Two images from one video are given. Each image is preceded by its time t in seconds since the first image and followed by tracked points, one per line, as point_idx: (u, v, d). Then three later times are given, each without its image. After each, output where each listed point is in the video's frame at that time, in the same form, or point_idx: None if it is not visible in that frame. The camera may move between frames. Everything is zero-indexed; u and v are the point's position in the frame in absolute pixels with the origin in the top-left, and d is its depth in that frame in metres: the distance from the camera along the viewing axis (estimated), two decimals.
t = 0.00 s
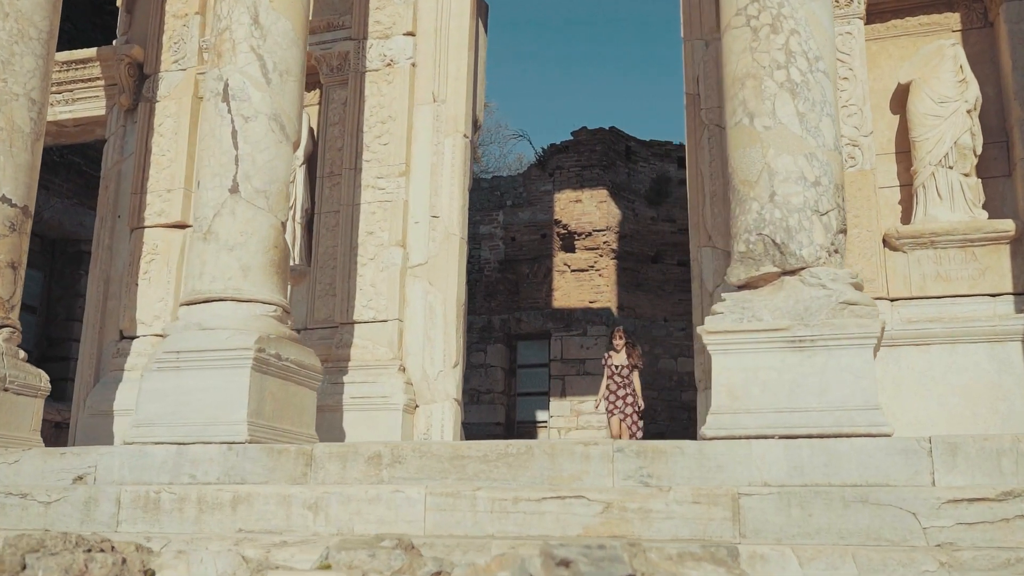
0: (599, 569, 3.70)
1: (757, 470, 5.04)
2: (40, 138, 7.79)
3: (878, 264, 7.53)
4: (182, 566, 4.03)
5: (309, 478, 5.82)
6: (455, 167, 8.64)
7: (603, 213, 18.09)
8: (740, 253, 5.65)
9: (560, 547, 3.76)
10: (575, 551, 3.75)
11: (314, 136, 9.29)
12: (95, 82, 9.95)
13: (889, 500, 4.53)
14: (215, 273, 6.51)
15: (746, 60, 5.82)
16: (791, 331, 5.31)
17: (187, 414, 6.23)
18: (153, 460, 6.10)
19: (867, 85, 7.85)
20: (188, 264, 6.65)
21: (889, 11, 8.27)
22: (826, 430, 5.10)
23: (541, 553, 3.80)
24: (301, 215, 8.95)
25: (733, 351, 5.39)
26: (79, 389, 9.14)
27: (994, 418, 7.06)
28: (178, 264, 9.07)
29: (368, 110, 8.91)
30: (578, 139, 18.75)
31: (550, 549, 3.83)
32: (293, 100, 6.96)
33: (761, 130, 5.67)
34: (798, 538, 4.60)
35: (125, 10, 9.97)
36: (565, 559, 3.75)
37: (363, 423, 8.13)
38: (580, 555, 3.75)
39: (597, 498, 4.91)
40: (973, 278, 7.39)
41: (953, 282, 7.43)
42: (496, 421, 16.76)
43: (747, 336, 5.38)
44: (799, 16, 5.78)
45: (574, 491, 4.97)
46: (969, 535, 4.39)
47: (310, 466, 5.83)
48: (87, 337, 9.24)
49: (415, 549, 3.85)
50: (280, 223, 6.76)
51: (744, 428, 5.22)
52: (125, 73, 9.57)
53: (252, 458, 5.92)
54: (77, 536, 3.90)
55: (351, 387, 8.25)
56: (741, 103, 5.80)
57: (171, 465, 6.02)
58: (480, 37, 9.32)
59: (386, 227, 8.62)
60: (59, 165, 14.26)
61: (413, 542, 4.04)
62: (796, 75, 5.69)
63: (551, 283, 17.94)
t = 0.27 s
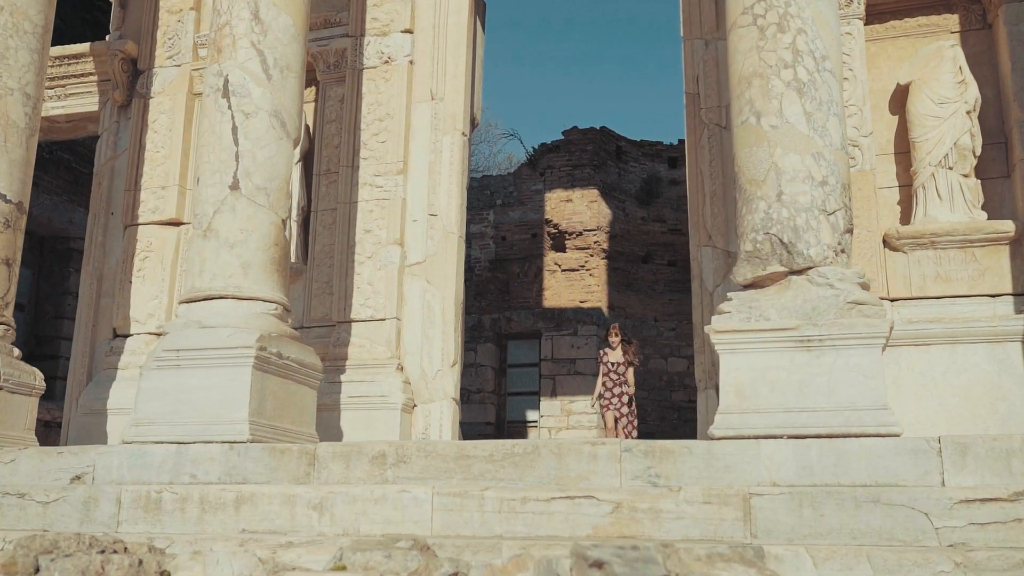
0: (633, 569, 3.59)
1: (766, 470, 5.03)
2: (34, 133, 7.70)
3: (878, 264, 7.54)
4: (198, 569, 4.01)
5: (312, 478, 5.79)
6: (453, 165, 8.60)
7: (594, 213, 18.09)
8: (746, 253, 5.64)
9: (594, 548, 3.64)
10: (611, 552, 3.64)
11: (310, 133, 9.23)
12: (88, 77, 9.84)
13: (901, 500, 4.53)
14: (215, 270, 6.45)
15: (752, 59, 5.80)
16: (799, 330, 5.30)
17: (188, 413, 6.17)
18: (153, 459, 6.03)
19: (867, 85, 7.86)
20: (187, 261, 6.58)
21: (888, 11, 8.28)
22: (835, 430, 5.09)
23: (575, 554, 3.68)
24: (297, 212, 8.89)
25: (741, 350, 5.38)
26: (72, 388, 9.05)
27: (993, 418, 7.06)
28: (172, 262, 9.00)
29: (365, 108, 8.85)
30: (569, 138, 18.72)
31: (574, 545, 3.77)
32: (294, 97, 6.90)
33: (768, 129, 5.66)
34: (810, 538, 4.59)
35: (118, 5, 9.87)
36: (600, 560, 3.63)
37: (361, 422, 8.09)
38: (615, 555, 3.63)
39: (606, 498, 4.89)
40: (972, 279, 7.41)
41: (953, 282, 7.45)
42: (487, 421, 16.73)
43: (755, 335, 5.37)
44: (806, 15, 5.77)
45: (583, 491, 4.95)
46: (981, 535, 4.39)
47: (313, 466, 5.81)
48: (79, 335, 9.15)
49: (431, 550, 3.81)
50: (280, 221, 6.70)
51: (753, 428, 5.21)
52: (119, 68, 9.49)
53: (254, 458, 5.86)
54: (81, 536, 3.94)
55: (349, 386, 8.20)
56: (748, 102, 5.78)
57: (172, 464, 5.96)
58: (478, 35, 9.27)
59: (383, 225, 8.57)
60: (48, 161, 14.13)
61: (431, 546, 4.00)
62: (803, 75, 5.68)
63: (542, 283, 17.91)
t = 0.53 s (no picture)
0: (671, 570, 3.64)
1: (777, 470, 5.01)
2: (31, 128, 7.61)
3: (880, 264, 7.54)
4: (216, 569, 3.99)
5: (316, 477, 5.76)
6: (453, 164, 8.55)
7: (586, 213, 18.02)
8: (755, 252, 5.62)
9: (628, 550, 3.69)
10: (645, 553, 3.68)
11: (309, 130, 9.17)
12: (84, 73, 9.76)
13: (915, 501, 4.51)
14: (217, 268, 6.39)
15: (761, 58, 5.79)
16: (809, 330, 5.28)
17: (190, 412, 6.10)
18: (155, 459, 5.96)
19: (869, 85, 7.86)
20: (188, 258, 6.52)
21: (890, 12, 8.28)
22: (846, 430, 5.07)
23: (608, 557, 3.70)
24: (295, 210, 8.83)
25: (750, 350, 5.36)
26: (66, 386, 8.96)
27: (995, 419, 7.06)
28: (168, 259, 8.93)
29: (364, 105, 8.80)
30: (562, 138, 18.69)
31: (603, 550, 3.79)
32: (296, 93, 6.84)
33: (777, 129, 5.64)
34: (823, 539, 4.57)
35: None
36: (636, 562, 3.65)
37: (361, 422, 8.03)
38: (650, 556, 3.67)
39: (617, 498, 4.86)
40: (974, 279, 7.42)
41: (955, 283, 7.45)
42: (479, 420, 16.69)
43: (765, 335, 5.35)
44: (815, 15, 5.76)
45: (594, 491, 4.91)
46: (996, 536, 4.37)
47: (317, 466, 5.77)
48: (73, 333, 9.06)
49: (447, 551, 3.79)
50: (283, 218, 6.64)
51: (763, 428, 5.19)
52: (115, 64, 9.39)
53: (258, 457, 5.80)
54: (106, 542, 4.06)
55: (349, 385, 8.14)
56: (756, 101, 5.77)
57: (173, 464, 5.89)
58: (478, 33, 9.23)
59: (383, 223, 8.52)
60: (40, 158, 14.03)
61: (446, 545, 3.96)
62: (812, 74, 5.67)
63: (534, 282, 17.88)
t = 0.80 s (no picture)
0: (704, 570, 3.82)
1: (786, 470, 4.99)
2: (27, 123, 7.51)
3: (881, 264, 7.54)
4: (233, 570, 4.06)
5: (320, 478, 5.72)
6: (452, 162, 8.51)
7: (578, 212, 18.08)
8: (762, 252, 5.61)
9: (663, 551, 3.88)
10: (679, 554, 3.87)
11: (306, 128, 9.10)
12: (78, 68, 9.67)
13: (927, 500, 4.50)
14: (218, 265, 6.32)
15: (769, 57, 5.77)
16: (818, 330, 5.27)
17: (190, 411, 6.03)
18: (155, 459, 5.89)
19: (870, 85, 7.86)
20: (189, 256, 6.45)
21: (890, 12, 8.28)
22: (855, 430, 5.06)
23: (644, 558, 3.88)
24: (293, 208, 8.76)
25: (759, 349, 5.34)
26: (59, 385, 8.87)
27: (996, 419, 7.06)
28: (164, 258, 8.86)
29: (363, 103, 8.74)
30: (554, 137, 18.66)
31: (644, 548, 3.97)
32: (298, 90, 6.79)
33: (785, 128, 5.63)
34: (835, 539, 4.55)
35: None
36: (670, 562, 3.83)
37: (360, 421, 7.96)
38: (685, 557, 3.86)
39: (628, 498, 4.83)
40: (975, 280, 7.43)
41: (956, 283, 7.47)
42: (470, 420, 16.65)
43: (774, 335, 5.33)
44: (823, 14, 5.74)
45: (603, 491, 4.88)
46: (1009, 536, 4.37)
47: (321, 466, 5.73)
48: (67, 332, 8.97)
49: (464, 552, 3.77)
50: (284, 215, 6.58)
51: (772, 428, 5.17)
52: (109, 60, 9.30)
53: (260, 457, 5.74)
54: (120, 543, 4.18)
55: (347, 384, 8.08)
56: (764, 100, 5.75)
57: (174, 463, 5.82)
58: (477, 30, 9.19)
59: (382, 222, 8.47)
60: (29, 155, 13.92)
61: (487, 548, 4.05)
62: (820, 73, 5.65)
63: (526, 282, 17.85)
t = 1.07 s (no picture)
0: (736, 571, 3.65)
1: (793, 470, 4.98)
2: (22, 120, 7.43)
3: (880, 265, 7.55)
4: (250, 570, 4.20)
5: (323, 477, 5.65)
6: (451, 160, 8.47)
7: (571, 212, 18.03)
8: (768, 251, 5.59)
9: (692, 551, 3.69)
10: (710, 555, 3.69)
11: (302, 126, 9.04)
12: (71, 64, 9.58)
13: (937, 501, 4.50)
14: (218, 263, 6.26)
15: (774, 56, 5.76)
16: (825, 329, 5.26)
17: (191, 410, 5.98)
18: (155, 458, 5.83)
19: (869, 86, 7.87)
20: (188, 254, 6.39)
21: (889, 13, 8.29)
22: (864, 430, 5.05)
23: (673, 559, 3.72)
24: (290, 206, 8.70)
25: (765, 349, 5.33)
26: (53, 384, 8.79)
27: (995, 419, 7.08)
28: (159, 256, 8.80)
29: (361, 100, 8.69)
30: (546, 137, 18.63)
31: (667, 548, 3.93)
32: (298, 87, 6.73)
33: (791, 127, 5.62)
34: (845, 539, 4.54)
35: None
36: (701, 564, 3.66)
37: (357, 421, 7.91)
38: (715, 558, 3.68)
39: (636, 499, 4.80)
40: (974, 280, 7.45)
41: (955, 283, 7.48)
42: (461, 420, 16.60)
43: (780, 334, 5.32)
44: (828, 13, 5.74)
45: (611, 491, 4.85)
46: (1018, 536, 4.36)
47: (324, 465, 5.67)
48: (60, 331, 8.89)
49: (477, 552, 3.73)
50: (285, 213, 6.53)
51: (779, 428, 5.16)
52: (103, 55, 9.23)
53: (262, 456, 5.69)
54: (135, 544, 4.25)
55: (345, 383, 8.03)
56: (769, 99, 5.73)
57: (175, 463, 5.76)
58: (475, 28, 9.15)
59: (380, 220, 8.42)
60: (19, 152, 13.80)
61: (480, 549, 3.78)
62: (825, 73, 5.65)
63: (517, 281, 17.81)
